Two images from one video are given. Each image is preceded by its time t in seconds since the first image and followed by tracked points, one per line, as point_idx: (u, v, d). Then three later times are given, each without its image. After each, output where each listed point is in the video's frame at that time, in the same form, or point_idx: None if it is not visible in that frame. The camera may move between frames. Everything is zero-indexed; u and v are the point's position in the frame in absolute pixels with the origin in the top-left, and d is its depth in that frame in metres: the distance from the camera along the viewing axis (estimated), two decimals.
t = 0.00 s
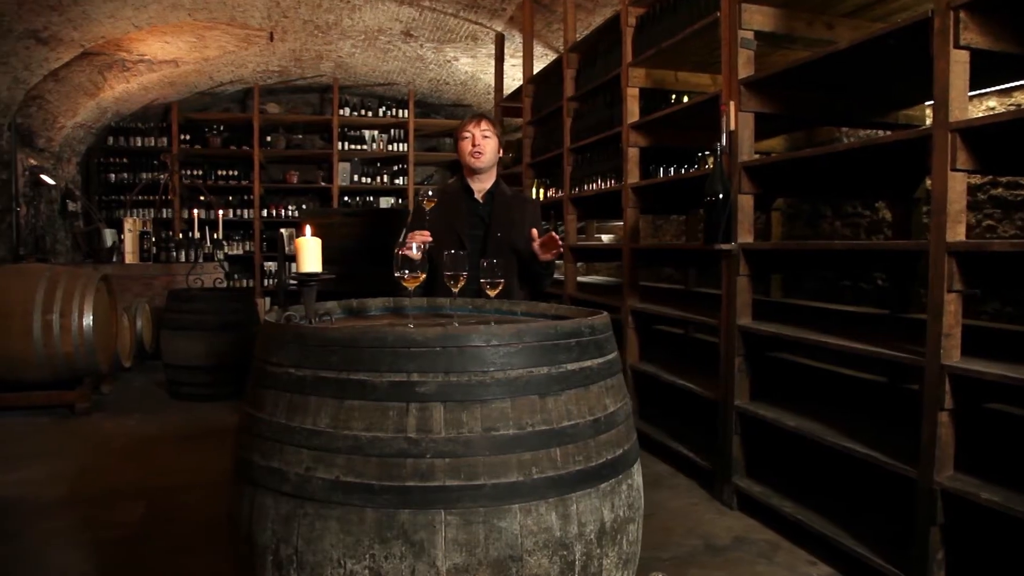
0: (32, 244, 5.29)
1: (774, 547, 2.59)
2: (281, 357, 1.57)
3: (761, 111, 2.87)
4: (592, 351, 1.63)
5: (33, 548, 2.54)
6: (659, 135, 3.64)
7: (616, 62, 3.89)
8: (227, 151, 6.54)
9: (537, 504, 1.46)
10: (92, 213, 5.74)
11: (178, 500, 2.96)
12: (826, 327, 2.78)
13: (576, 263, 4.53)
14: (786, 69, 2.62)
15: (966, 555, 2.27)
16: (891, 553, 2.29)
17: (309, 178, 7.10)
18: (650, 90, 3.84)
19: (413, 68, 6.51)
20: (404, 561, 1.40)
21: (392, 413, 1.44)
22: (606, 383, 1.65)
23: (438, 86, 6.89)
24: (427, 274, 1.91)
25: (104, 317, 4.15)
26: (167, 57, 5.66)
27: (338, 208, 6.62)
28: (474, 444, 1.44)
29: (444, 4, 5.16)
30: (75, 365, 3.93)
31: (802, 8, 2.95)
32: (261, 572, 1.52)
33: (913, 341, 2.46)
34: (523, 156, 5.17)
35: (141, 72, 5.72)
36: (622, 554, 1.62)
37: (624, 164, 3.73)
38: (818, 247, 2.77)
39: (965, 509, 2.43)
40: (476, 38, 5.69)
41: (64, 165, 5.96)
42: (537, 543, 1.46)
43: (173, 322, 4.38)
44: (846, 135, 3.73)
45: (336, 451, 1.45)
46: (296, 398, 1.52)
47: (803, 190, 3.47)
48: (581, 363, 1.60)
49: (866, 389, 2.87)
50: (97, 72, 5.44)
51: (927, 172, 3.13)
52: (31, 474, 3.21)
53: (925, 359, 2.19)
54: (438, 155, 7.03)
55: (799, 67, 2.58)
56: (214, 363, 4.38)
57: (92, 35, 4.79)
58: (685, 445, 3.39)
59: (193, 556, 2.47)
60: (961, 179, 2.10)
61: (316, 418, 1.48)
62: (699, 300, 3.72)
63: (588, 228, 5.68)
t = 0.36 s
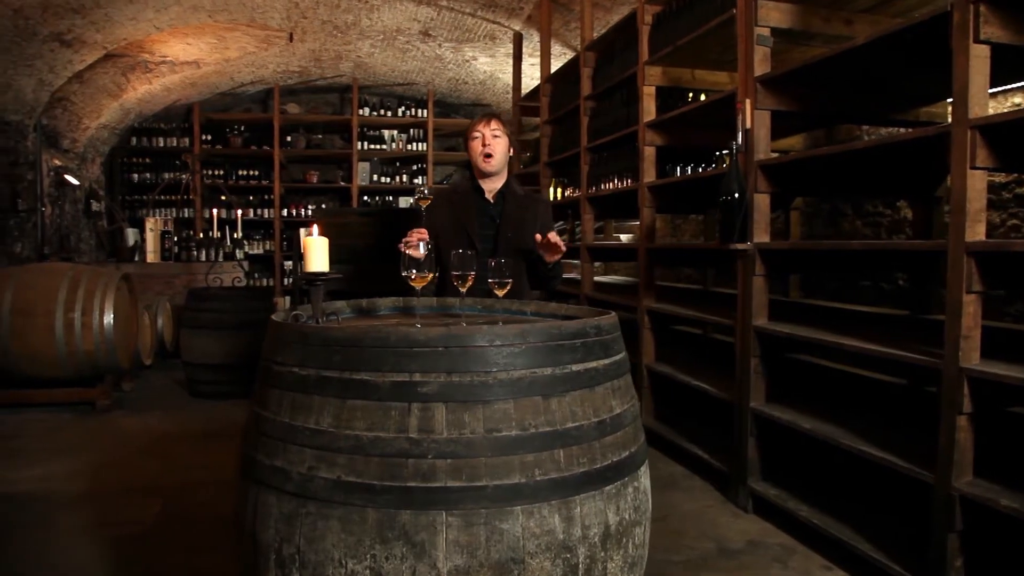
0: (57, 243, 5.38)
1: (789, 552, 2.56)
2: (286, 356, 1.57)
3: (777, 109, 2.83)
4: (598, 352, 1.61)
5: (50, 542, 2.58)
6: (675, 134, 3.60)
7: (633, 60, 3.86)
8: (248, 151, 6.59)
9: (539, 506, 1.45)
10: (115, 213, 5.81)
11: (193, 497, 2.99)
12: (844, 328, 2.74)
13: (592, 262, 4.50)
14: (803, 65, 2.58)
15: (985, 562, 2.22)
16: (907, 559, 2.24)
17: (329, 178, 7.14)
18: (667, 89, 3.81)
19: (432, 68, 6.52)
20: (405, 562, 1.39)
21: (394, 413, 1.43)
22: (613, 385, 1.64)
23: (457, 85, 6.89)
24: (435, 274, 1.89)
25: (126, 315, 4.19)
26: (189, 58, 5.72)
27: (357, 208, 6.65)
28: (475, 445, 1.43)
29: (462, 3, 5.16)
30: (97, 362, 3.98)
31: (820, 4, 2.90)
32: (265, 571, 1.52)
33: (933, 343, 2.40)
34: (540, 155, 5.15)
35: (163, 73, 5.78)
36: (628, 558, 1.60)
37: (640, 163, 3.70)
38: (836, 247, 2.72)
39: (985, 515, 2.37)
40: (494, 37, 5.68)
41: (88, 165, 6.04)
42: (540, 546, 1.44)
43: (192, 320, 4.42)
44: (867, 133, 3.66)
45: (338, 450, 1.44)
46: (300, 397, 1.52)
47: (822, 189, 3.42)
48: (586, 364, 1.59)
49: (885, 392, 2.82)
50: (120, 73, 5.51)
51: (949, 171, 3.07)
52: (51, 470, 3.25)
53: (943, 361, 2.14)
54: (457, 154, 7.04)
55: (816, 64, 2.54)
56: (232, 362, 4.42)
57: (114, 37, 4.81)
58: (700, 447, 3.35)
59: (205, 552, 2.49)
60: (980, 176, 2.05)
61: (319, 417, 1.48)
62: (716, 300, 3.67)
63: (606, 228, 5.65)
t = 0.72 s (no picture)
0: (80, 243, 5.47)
1: (802, 557, 2.52)
2: (285, 356, 1.57)
3: (792, 106, 2.79)
4: (599, 353, 1.60)
5: (63, 539, 2.61)
6: (690, 133, 3.57)
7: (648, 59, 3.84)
8: (268, 152, 6.65)
9: (537, 509, 1.43)
10: (137, 213, 5.89)
11: (205, 495, 3.01)
12: (860, 330, 2.69)
13: (608, 263, 4.47)
14: (817, 62, 2.54)
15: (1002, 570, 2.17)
16: (922, 566, 2.20)
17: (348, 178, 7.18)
18: (682, 87, 3.77)
19: (450, 68, 6.53)
20: (401, 563, 1.39)
21: (391, 413, 1.43)
22: (614, 386, 1.62)
23: (476, 85, 6.90)
24: (438, 274, 1.89)
25: (145, 314, 4.24)
26: (209, 59, 5.77)
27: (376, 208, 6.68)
28: (472, 446, 1.41)
29: (479, 3, 5.15)
30: (116, 360, 4.04)
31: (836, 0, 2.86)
32: (264, 570, 1.52)
33: (950, 345, 2.35)
34: (556, 155, 5.13)
35: (183, 75, 5.85)
36: (628, 562, 1.58)
37: (655, 162, 3.67)
38: (852, 248, 2.67)
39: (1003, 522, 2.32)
40: (512, 36, 5.68)
41: (111, 166, 6.13)
42: (537, 549, 1.43)
43: (210, 319, 4.46)
44: (887, 131, 3.60)
45: (334, 450, 1.44)
46: (298, 397, 1.52)
47: (840, 188, 3.36)
48: (587, 365, 1.57)
49: (902, 395, 2.76)
50: (142, 75, 5.58)
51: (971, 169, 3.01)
52: (69, 466, 3.30)
53: (958, 364, 2.09)
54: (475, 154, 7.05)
55: (831, 61, 2.49)
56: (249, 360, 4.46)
57: (135, 40, 4.86)
58: (714, 449, 3.31)
59: (215, 550, 2.51)
60: (998, 175, 2.00)
61: (317, 417, 1.48)
62: (731, 301, 3.63)
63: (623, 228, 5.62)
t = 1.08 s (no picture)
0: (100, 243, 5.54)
1: (811, 562, 2.48)
2: (282, 356, 1.57)
3: (804, 105, 2.75)
4: (596, 354, 1.58)
5: (74, 535, 2.65)
6: (702, 132, 3.55)
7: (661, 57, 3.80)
8: (285, 152, 6.69)
9: (530, 512, 1.42)
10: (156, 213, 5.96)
11: (216, 493, 3.04)
12: (873, 331, 2.64)
13: (622, 263, 4.43)
14: (829, 59, 2.50)
15: None
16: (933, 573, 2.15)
17: (364, 178, 7.22)
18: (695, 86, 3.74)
19: (466, 68, 6.53)
20: (392, 564, 1.38)
21: (384, 414, 1.42)
22: (612, 388, 1.60)
23: (492, 85, 6.89)
24: (439, 274, 1.88)
25: (161, 313, 4.27)
26: (227, 61, 5.82)
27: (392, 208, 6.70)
28: (464, 448, 1.40)
29: (494, 2, 5.15)
30: (132, 359, 4.08)
31: None
32: (259, 571, 1.52)
33: (964, 347, 2.30)
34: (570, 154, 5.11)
35: (202, 76, 5.90)
36: (625, 566, 1.56)
37: (667, 161, 3.64)
38: (864, 247, 2.62)
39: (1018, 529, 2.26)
40: (527, 36, 5.66)
41: (131, 167, 6.20)
42: (530, 552, 1.41)
43: (225, 318, 4.50)
44: (904, 129, 3.54)
45: (327, 451, 1.44)
46: (293, 397, 1.52)
47: (855, 186, 3.31)
48: (583, 367, 1.55)
49: (917, 398, 2.71)
50: (160, 77, 5.64)
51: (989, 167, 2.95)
52: (83, 463, 3.34)
53: (971, 366, 2.04)
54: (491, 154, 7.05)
55: (843, 58, 2.45)
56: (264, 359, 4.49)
57: (153, 42, 4.91)
58: (726, 451, 3.27)
59: (222, 548, 2.53)
60: (1012, 173, 1.95)
61: (311, 417, 1.48)
62: (745, 301, 3.59)
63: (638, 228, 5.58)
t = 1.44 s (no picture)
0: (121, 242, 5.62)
1: (821, 568, 2.44)
2: (278, 356, 1.57)
3: (817, 103, 2.71)
4: (592, 356, 1.56)
5: (85, 531, 2.68)
6: (715, 131, 3.51)
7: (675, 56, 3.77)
8: (304, 152, 6.74)
9: (521, 515, 1.41)
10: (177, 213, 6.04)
11: (226, 490, 3.06)
12: (886, 333, 2.59)
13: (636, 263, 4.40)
14: (840, 56, 2.45)
15: None
16: None
17: (382, 178, 7.25)
18: (709, 85, 3.70)
19: (483, 68, 6.53)
20: (382, 565, 1.38)
21: (375, 414, 1.42)
22: (609, 390, 1.58)
23: (510, 85, 6.89)
24: (439, 274, 1.88)
25: (178, 313, 4.31)
26: (246, 62, 5.88)
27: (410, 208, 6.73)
28: (456, 449, 1.39)
29: (509, 2, 5.14)
30: (149, 358, 4.12)
31: None
32: (253, 569, 1.53)
33: (979, 351, 2.24)
34: (586, 154, 5.09)
35: (221, 78, 5.96)
36: (621, 570, 1.55)
37: (681, 161, 3.60)
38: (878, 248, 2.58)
39: None
40: (543, 36, 5.65)
41: (152, 168, 6.28)
42: (521, 555, 1.40)
43: (242, 317, 4.55)
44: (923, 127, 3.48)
45: (320, 451, 1.44)
46: (288, 397, 1.52)
47: (872, 185, 3.25)
48: (579, 368, 1.53)
49: (933, 401, 2.65)
50: (181, 79, 5.71)
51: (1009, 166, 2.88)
52: (99, 460, 3.39)
53: (984, 370, 1.99)
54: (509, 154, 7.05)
55: (855, 55, 2.41)
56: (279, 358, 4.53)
57: (173, 44, 4.97)
58: (738, 454, 3.23)
59: (229, 546, 2.54)
60: None
61: (304, 416, 1.48)
62: (759, 302, 3.54)
63: (654, 228, 5.55)
